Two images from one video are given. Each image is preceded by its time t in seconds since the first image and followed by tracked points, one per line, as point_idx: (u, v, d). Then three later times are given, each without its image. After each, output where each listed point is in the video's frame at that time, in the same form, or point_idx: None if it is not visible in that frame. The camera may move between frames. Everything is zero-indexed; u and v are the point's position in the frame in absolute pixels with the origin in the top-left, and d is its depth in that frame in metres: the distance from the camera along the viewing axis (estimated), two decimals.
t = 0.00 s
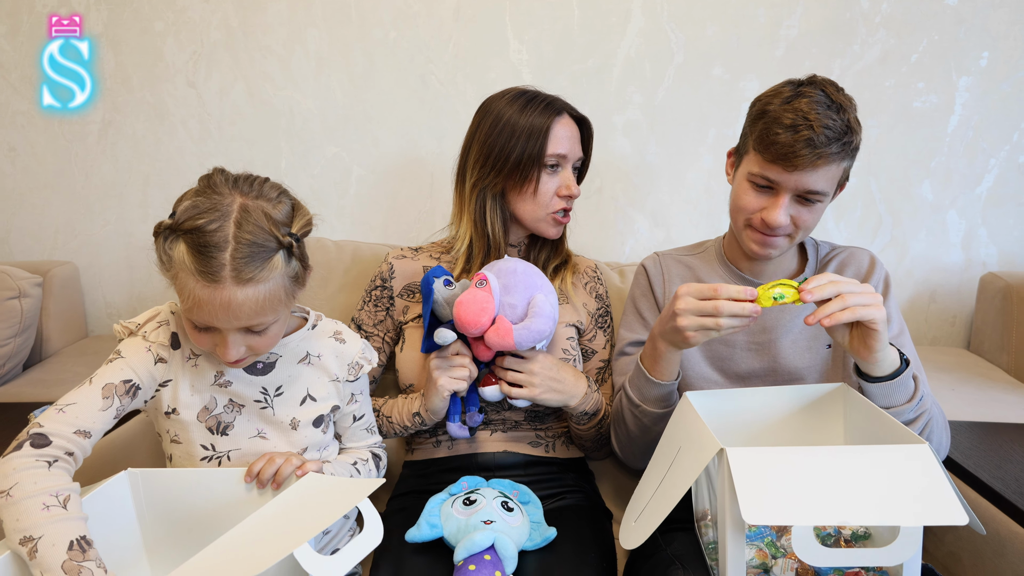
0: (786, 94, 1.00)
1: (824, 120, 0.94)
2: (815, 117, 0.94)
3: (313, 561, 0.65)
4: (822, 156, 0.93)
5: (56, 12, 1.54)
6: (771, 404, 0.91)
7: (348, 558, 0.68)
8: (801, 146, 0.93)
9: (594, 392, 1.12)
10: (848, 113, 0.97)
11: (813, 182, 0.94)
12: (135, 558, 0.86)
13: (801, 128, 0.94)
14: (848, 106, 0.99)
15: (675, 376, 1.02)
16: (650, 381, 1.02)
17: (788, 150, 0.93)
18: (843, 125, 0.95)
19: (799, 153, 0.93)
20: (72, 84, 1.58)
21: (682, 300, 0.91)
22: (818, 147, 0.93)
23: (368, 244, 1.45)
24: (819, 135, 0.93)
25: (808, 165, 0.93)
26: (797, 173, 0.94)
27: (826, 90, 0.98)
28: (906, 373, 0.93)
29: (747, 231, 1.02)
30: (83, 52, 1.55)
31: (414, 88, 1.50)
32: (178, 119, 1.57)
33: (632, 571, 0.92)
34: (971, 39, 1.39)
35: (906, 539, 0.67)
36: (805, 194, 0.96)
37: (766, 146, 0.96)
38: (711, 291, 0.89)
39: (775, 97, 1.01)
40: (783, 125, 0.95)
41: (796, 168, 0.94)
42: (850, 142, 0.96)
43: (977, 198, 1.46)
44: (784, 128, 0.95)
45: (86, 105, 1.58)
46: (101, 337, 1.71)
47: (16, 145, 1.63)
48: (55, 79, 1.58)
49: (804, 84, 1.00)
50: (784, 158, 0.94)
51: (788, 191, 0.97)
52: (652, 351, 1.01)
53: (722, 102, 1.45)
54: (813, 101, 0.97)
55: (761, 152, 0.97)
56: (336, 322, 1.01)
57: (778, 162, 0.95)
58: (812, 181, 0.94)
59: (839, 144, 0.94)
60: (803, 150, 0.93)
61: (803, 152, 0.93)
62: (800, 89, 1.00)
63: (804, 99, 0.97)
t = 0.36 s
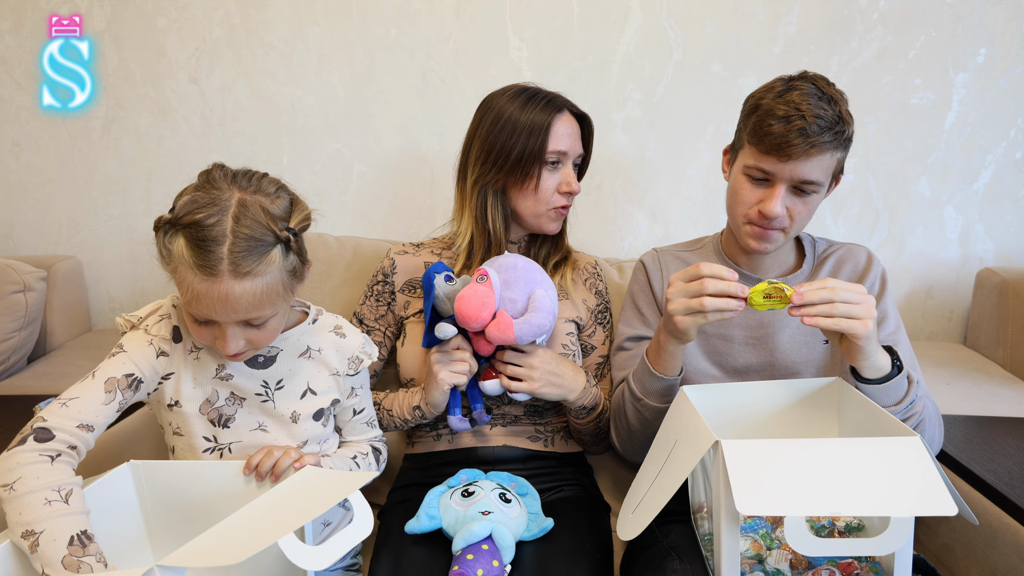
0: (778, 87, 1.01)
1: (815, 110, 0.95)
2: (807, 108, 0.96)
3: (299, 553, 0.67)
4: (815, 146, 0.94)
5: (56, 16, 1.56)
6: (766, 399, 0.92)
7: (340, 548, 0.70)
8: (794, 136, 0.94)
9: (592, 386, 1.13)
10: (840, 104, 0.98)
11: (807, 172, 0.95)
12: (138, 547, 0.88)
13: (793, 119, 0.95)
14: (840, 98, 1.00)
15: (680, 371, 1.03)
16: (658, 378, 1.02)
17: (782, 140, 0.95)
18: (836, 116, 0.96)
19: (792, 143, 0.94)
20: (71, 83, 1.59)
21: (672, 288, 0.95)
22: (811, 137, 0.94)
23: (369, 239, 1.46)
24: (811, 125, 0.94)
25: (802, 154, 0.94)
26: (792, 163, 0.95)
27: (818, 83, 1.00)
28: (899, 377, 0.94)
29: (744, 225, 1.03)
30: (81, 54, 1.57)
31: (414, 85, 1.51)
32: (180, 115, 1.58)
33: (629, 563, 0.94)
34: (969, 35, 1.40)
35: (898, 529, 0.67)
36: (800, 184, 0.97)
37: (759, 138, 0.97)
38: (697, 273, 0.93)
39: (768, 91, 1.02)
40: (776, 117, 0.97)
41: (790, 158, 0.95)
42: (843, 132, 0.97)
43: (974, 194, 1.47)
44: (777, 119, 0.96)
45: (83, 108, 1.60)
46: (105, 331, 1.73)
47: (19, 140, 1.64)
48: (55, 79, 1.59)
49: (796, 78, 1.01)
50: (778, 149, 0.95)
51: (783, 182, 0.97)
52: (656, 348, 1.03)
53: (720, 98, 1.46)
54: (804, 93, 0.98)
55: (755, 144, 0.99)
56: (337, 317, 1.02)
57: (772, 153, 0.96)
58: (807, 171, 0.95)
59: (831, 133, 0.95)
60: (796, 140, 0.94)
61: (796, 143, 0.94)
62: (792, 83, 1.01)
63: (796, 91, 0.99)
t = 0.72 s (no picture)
0: (781, 93, 1.02)
1: (819, 118, 0.95)
2: (811, 115, 0.96)
3: (305, 560, 0.67)
4: (818, 153, 0.94)
5: (57, 14, 1.56)
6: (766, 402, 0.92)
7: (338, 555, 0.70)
8: (797, 142, 0.94)
9: (592, 390, 1.14)
10: (843, 112, 0.99)
11: (809, 178, 0.96)
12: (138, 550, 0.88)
13: (796, 125, 0.95)
14: (842, 106, 1.00)
15: (676, 379, 1.04)
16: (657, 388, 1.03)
17: (785, 146, 0.95)
18: (838, 123, 0.97)
19: (795, 149, 0.94)
20: (72, 83, 1.60)
21: (675, 288, 0.96)
22: (814, 144, 0.94)
23: (370, 242, 1.47)
24: (815, 132, 0.94)
25: (805, 161, 0.94)
26: (794, 169, 0.96)
27: (820, 90, 1.00)
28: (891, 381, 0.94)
29: (745, 228, 1.03)
30: (83, 52, 1.58)
31: (414, 88, 1.51)
32: (181, 118, 1.59)
33: (627, 566, 0.94)
34: (967, 40, 1.40)
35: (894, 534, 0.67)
36: (802, 190, 0.97)
37: (762, 143, 0.98)
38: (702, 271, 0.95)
39: (771, 97, 1.03)
40: (779, 122, 0.97)
41: (792, 164, 0.95)
42: (845, 140, 0.97)
43: (973, 198, 1.47)
44: (780, 125, 0.97)
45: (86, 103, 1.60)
46: (106, 333, 1.73)
47: (22, 143, 1.65)
48: (56, 78, 1.60)
49: (799, 84, 1.02)
50: (781, 155, 0.95)
51: (785, 187, 0.98)
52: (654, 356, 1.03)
53: (719, 103, 1.46)
54: (807, 99, 0.99)
55: (757, 150, 0.99)
56: (338, 320, 1.02)
57: (775, 158, 0.96)
58: (809, 177, 0.96)
59: (834, 141, 0.95)
60: (799, 146, 0.94)
61: (799, 149, 0.94)
62: (795, 89, 1.02)
63: (798, 98, 0.99)
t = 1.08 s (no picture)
0: (786, 96, 1.01)
1: (825, 120, 0.95)
2: (817, 117, 0.95)
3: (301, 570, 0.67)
4: (823, 156, 0.94)
5: (57, 14, 1.56)
6: (770, 404, 0.92)
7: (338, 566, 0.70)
8: (803, 144, 0.94)
9: (590, 394, 1.13)
10: (848, 115, 0.98)
11: (815, 181, 0.95)
12: (134, 558, 0.87)
13: (802, 128, 0.95)
14: (846, 109, 1.00)
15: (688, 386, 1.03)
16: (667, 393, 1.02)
17: (791, 148, 0.95)
18: (842, 126, 0.96)
19: (801, 152, 0.94)
20: (72, 82, 1.59)
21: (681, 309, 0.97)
22: (820, 147, 0.94)
23: (368, 247, 1.46)
24: (821, 134, 0.94)
25: (811, 163, 0.94)
26: (800, 171, 0.95)
27: (825, 92, 1.00)
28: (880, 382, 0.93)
29: (747, 230, 1.03)
30: (82, 52, 1.57)
31: (413, 92, 1.51)
32: (179, 122, 1.59)
33: (626, 572, 0.93)
34: (966, 43, 1.40)
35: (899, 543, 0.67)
36: (806, 193, 0.97)
37: (767, 146, 0.97)
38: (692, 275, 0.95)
39: (775, 99, 1.02)
40: (784, 124, 0.96)
41: (798, 167, 0.95)
42: (850, 144, 0.97)
43: (973, 201, 1.47)
44: (785, 127, 0.96)
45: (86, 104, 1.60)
46: (104, 339, 1.73)
47: (19, 148, 1.64)
48: (55, 79, 1.59)
49: (802, 87, 1.01)
50: (787, 157, 0.95)
51: (790, 189, 0.97)
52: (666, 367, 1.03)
53: (718, 106, 1.46)
54: (812, 102, 0.98)
55: (763, 152, 0.98)
56: (337, 325, 1.01)
57: (781, 161, 0.96)
58: (814, 179, 0.95)
59: (839, 143, 0.95)
60: (805, 149, 0.94)
61: (804, 152, 0.94)
62: (798, 92, 1.01)
63: (803, 100, 0.99)
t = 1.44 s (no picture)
0: (781, 90, 1.01)
1: (821, 112, 0.95)
2: (813, 109, 0.95)
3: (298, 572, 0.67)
4: (820, 147, 0.93)
5: (56, 14, 1.55)
6: (771, 402, 0.91)
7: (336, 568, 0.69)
8: (800, 136, 0.93)
9: (588, 392, 1.12)
10: (844, 107, 0.98)
11: (813, 173, 0.95)
12: (129, 561, 0.86)
13: (798, 120, 0.94)
14: (842, 101, 0.99)
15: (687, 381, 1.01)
16: (668, 387, 1.01)
17: (787, 141, 0.94)
18: (838, 117, 0.96)
19: (798, 144, 0.93)
20: (72, 81, 1.58)
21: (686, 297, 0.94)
22: (816, 138, 0.93)
23: (365, 245, 1.45)
24: (817, 126, 0.93)
25: (808, 155, 0.93)
26: (797, 164, 0.94)
27: (821, 86, 0.99)
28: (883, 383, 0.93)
29: (746, 225, 1.02)
30: (82, 52, 1.56)
31: (410, 90, 1.50)
32: (175, 122, 1.58)
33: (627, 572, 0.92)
34: (967, 39, 1.39)
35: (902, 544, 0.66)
36: (804, 185, 0.96)
37: (764, 139, 0.97)
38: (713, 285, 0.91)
39: (770, 93, 1.02)
40: (780, 117, 0.96)
41: (795, 159, 0.94)
42: (847, 135, 0.96)
43: (974, 197, 1.46)
44: (782, 120, 0.96)
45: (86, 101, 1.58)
46: (101, 340, 1.71)
47: (14, 148, 1.63)
48: (55, 80, 1.58)
49: (797, 81, 1.01)
50: (783, 150, 0.94)
51: (788, 183, 0.97)
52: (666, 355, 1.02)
53: (717, 103, 1.45)
54: (808, 95, 0.98)
55: (759, 145, 0.98)
56: (335, 324, 1.00)
57: (777, 153, 0.95)
58: (812, 172, 0.94)
59: (836, 134, 0.94)
60: (801, 141, 0.93)
61: (801, 144, 0.93)
62: (793, 85, 1.01)
63: (799, 93, 0.98)
